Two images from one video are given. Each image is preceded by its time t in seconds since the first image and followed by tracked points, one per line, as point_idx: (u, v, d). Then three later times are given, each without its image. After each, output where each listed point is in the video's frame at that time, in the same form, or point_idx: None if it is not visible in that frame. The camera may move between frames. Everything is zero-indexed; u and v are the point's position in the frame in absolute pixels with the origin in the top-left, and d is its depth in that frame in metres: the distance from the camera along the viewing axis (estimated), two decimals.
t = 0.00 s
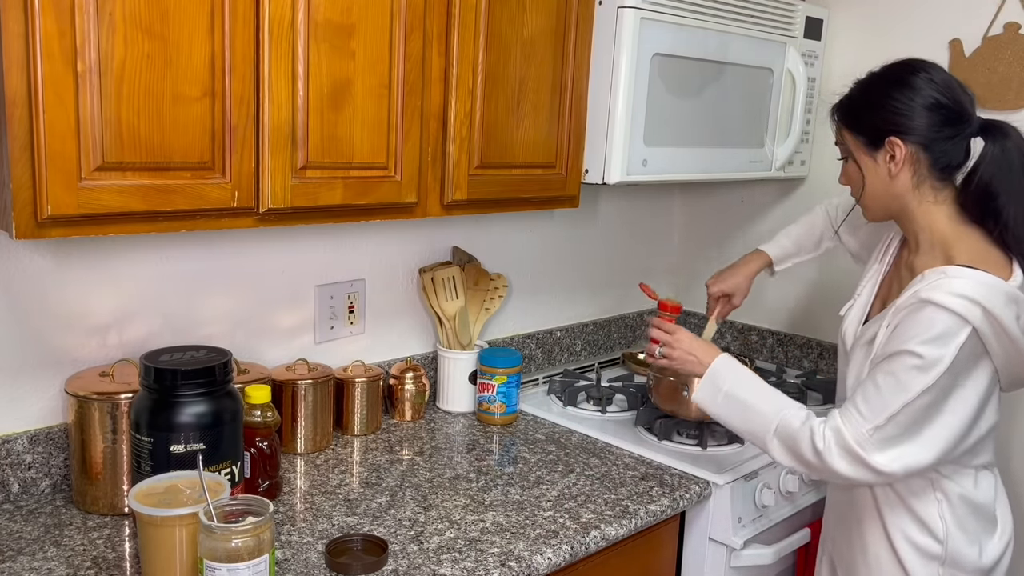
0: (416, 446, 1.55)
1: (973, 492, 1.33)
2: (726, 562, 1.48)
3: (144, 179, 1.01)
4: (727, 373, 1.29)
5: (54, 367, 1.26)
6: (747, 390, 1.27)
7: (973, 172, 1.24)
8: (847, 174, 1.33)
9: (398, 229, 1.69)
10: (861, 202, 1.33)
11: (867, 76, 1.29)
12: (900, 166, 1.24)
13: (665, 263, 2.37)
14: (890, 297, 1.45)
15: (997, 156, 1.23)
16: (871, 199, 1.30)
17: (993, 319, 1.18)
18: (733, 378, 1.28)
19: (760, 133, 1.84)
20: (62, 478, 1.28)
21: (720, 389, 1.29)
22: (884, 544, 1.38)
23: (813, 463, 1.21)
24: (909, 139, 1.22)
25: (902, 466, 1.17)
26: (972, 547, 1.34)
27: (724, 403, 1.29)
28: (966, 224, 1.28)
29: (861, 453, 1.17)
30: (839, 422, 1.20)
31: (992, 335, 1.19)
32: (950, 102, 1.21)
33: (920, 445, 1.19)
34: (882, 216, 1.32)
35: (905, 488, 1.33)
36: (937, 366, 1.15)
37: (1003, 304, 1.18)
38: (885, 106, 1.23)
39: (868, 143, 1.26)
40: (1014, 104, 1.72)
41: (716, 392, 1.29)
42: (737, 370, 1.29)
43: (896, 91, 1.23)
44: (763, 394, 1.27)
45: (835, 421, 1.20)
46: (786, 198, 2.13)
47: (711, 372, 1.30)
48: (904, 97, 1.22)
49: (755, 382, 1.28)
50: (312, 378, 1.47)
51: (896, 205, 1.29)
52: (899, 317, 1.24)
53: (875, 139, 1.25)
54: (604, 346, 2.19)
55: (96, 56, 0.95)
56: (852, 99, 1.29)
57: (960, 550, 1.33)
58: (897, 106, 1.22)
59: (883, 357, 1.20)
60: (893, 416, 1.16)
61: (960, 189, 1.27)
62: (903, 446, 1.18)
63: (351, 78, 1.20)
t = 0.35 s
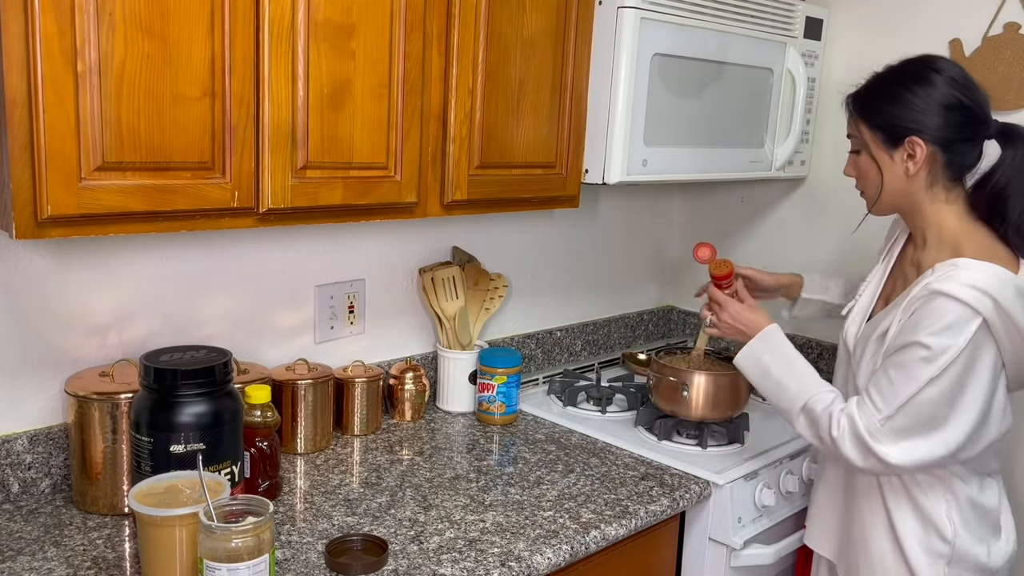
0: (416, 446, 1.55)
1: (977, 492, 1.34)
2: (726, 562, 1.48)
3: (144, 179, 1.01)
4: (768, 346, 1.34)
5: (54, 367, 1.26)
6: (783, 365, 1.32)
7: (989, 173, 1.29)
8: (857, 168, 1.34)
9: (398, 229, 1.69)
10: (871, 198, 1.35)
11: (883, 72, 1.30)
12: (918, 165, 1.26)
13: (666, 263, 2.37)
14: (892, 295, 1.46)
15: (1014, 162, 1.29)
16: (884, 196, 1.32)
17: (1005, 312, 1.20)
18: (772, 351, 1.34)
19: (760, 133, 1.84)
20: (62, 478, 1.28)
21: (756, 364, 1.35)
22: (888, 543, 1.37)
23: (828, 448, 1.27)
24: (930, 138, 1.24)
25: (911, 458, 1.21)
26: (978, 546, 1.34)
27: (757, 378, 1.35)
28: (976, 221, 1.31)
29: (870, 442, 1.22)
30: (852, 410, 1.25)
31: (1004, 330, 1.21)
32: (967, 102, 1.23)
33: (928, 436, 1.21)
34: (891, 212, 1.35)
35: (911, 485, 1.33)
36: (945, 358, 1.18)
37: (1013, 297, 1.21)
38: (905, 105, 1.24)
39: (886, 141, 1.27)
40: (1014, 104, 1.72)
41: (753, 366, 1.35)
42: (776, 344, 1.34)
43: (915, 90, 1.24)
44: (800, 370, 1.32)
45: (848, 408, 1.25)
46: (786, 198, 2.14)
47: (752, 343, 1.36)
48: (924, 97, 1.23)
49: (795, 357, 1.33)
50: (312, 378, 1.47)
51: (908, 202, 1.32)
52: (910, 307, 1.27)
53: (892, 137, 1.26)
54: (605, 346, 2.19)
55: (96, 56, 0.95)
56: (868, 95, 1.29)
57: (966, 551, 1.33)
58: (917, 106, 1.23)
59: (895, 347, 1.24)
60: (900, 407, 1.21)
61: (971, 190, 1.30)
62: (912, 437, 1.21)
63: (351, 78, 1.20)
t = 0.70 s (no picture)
0: (416, 446, 1.55)
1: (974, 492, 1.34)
2: (726, 562, 1.48)
3: (144, 179, 1.01)
4: (790, 360, 1.38)
5: (54, 367, 1.26)
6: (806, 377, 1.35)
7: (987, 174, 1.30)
8: (860, 183, 1.34)
9: (398, 229, 1.69)
10: (875, 207, 1.35)
11: (874, 87, 1.29)
12: (929, 180, 1.27)
13: (666, 263, 2.37)
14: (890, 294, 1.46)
15: (1013, 162, 1.30)
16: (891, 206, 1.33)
17: (1003, 301, 1.20)
18: (795, 364, 1.37)
19: (760, 133, 1.84)
20: (62, 478, 1.28)
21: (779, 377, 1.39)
22: (885, 543, 1.38)
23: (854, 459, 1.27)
24: (938, 152, 1.25)
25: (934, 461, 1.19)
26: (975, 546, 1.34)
27: (783, 392, 1.39)
28: (974, 218, 1.32)
29: (892, 447, 1.22)
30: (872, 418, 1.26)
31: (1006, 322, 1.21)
32: (963, 106, 1.24)
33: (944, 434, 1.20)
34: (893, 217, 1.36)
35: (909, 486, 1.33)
36: (950, 349, 1.18)
37: (1009, 286, 1.21)
38: (907, 124, 1.24)
39: (893, 160, 1.27)
40: (1014, 104, 1.72)
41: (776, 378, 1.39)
42: (798, 357, 1.37)
43: (913, 107, 1.24)
44: (824, 382, 1.34)
45: (869, 417, 1.26)
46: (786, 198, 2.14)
47: (777, 359, 1.40)
48: (924, 113, 1.24)
49: (818, 369, 1.36)
50: (312, 378, 1.47)
51: (912, 209, 1.33)
52: (909, 303, 1.28)
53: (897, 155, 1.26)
54: (605, 346, 2.19)
55: (96, 56, 0.95)
56: (863, 115, 1.29)
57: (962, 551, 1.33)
58: (919, 123, 1.24)
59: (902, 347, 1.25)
60: (915, 407, 1.21)
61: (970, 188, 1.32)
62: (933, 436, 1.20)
63: (351, 78, 1.20)
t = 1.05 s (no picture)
0: (416, 446, 1.55)
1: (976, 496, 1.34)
2: (726, 562, 1.48)
3: (145, 179, 1.01)
4: (841, 397, 1.37)
5: (53, 367, 1.26)
6: (858, 413, 1.34)
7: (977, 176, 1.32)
8: (851, 196, 1.36)
9: (398, 229, 1.69)
10: (869, 216, 1.36)
11: (856, 101, 1.30)
12: (920, 189, 1.28)
13: (666, 263, 2.37)
14: (886, 295, 1.45)
15: (1001, 159, 1.31)
16: (884, 215, 1.34)
17: (1008, 298, 1.21)
18: (846, 400, 1.37)
19: (760, 133, 1.84)
20: (62, 478, 1.28)
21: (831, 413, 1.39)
22: (886, 543, 1.37)
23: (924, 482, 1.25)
24: (926, 163, 1.26)
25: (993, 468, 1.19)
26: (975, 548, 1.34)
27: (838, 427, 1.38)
28: (966, 216, 1.33)
29: (958, 463, 1.19)
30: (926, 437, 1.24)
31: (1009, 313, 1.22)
32: (945, 115, 1.25)
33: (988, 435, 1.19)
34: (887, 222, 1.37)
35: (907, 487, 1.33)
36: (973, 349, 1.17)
37: (1011, 282, 1.23)
38: (889, 139, 1.25)
39: (880, 173, 1.28)
40: (1013, 104, 1.72)
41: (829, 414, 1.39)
42: (847, 392, 1.37)
43: (894, 122, 1.25)
44: (879, 412, 1.32)
45: (925, 436, 1.24)
46: (786, 198, 2.14)
47: (829, 399, 1.40)
48: (906, 127, 1.24)
49: (869, 401, 1.35)
50: (312, 378, 1.47)
51: (905, 213, 1.34)
52: (917, 312, 1.27)
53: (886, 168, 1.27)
54: (605, 346, 2.19)
55: (96, 56, 0.95)
56: (847, 132, 1.30)
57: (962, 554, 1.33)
58: (901, 137, 1.25)
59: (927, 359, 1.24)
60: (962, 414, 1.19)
61: (962, 191, 1.34)
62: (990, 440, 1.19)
63: (351, 78, 1.20)
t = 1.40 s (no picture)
0: (416, 446, 1.55)
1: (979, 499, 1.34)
2: (726, 562, 1.48)
3: (145, 179, 1.01)
4: (839, 396, 1.37)
5: (54, 367, 1.26)
6: (858, 412, 1.34)
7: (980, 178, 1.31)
8: (852, 201, 1.36)
9: (398, 229, 1.69)
10: (870, 220, 1.36)
11: (855, 108, 1.30)
12: (923, 194, 1.28)
13: (666, 263, 2.37)
14: (890, 297, 1.45)
15: (1002, 159, 1.30)
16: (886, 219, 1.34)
17: (1014, 297, 1.21)
18: (846, 399, 1.36)
19: (760, 133, 1.84)
20: (62, 478, 1.28)
21: (830, 413, 1.38)
22: (886, 543, 1.37)
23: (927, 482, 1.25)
24: (928, 168, 1.26)
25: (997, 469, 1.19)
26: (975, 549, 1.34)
27: (836, 426, 1.37)
28: (969, 218, 1.33)
29: (962, 463, 1.20)
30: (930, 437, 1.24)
31: (1017, 313, 1.22)
32: (945, 120, 1.25)
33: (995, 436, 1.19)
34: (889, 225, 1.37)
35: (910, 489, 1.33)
36: (979, 350, 1.17)
37: (1017, 282, 1.23)
38: (890, 145, 1.25)
39: (881, 179, 1.28)
40: (1014, 104, 1.72)
41: (828, 413, 1.39)
42: (846, 392, 1.37)
43: (894, 128, 1.25)
44: (880, 413, 1.32)
45: (929, 436, 1.24)
46: (786, 198, 2.14)
47: (827, 398, 1.39)
48: (907, 133, 1.24)
49: (869, 401, 1.34)
50: (312, 378, 1.47)
51: (907, 216, 1.33)
52: (922, 312, 1.27)
53: (887, 169, 1.27)
54: (605, 346, 2.19)
55: (96, 56, 0.95)
56: (847, 139, 1.30)
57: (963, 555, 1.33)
58: (903, 143, 1.25)
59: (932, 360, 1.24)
60: (967, 415, 1.20)
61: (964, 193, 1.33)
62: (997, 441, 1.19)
63: (351, 78, 1.20)
